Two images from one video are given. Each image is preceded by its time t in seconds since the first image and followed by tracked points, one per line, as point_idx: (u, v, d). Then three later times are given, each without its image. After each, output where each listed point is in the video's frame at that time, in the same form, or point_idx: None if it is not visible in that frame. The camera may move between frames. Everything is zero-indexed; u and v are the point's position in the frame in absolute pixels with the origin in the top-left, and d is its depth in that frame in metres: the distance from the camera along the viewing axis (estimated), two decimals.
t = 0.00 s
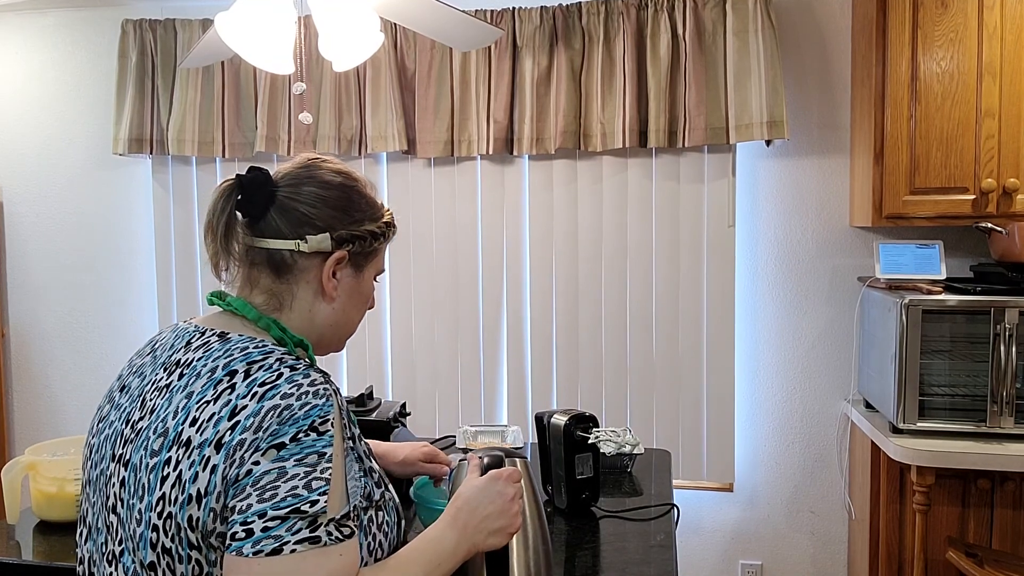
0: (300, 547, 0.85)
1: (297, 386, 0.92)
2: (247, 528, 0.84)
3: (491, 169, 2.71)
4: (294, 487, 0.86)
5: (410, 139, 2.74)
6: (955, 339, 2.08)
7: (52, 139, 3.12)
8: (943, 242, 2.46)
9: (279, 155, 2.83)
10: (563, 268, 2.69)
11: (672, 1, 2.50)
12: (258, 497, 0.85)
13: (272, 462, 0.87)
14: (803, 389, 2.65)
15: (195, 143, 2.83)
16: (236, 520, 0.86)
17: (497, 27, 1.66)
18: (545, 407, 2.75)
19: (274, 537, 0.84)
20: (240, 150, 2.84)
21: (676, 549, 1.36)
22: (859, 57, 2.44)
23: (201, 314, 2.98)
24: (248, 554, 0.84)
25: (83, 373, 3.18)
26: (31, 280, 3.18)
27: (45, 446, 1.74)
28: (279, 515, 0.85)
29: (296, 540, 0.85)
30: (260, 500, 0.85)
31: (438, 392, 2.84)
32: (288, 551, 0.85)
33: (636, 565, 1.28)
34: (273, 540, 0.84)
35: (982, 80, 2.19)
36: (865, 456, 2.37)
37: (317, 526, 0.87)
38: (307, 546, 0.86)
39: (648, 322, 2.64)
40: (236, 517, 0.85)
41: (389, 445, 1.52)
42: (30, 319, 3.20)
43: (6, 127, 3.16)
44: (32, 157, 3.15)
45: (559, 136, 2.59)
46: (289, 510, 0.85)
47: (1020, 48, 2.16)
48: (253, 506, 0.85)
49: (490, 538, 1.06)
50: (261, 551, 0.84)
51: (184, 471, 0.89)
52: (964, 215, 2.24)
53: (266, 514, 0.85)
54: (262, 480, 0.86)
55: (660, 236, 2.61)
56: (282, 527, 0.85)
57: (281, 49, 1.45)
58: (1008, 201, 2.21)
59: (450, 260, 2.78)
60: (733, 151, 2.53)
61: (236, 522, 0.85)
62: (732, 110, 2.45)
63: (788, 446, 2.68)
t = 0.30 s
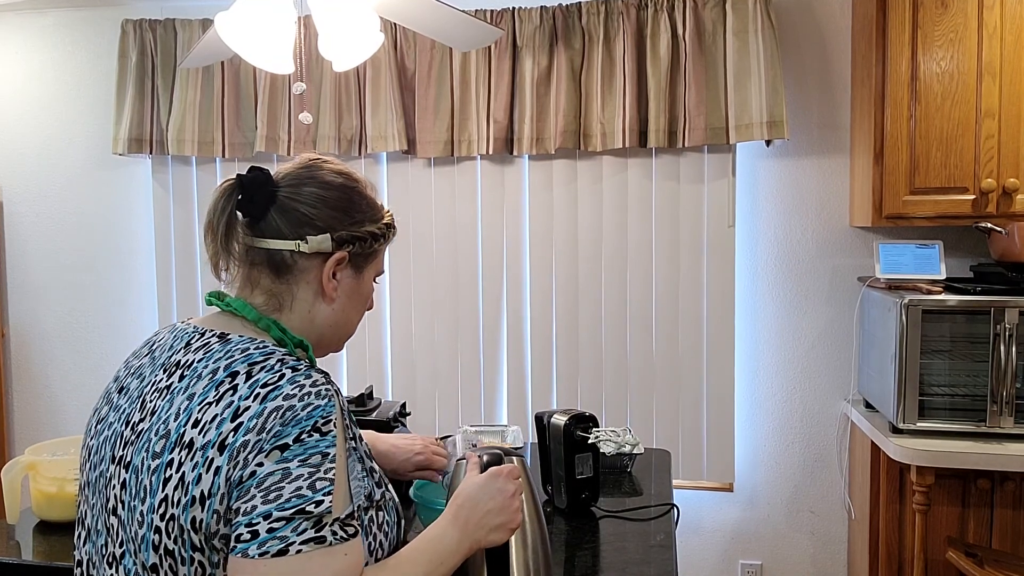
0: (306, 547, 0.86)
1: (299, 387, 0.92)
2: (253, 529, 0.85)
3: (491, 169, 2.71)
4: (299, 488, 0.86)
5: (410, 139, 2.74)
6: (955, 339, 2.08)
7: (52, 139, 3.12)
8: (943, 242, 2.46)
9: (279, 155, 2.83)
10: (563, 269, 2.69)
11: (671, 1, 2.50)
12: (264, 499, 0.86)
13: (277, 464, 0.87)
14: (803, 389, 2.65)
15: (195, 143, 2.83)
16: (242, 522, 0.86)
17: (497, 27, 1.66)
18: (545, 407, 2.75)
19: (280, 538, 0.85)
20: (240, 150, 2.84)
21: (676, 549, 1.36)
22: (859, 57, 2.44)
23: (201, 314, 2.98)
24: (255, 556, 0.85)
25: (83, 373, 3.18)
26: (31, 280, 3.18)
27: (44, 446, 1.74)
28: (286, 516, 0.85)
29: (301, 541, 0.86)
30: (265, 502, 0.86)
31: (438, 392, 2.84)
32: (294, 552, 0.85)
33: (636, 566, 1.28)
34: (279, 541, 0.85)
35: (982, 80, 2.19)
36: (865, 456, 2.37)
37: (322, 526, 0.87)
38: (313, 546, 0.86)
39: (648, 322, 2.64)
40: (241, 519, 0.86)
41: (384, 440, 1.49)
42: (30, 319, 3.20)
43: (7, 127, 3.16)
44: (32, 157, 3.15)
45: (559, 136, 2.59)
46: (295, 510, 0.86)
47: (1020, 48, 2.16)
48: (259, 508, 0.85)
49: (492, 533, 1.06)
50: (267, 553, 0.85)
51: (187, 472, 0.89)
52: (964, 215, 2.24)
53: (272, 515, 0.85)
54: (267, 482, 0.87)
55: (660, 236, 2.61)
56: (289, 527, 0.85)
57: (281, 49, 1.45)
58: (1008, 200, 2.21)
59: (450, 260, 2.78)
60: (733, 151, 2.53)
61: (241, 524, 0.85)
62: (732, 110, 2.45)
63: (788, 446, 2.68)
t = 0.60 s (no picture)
0: (322, 541, 0.87)
1: (301, 384, 0.92)
2: (267, 528, 0.86)
3: (491, 169, 2.71)
4: (309, 484, 0.87)
5: (410, 139, 2.74)
6: (955, 339, 2.08)
7: (52, 139, 3.12)
8: (943, 242, 2.46)
9: (279, 155, 2.83)
10: (563, 269, 2.69)
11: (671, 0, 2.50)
12: (275, 498, 0.86)
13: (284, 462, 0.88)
14: (803, 389, 2.65)
15: (195, 143, 2.83)
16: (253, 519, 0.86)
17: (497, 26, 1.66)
18: (545, 407, 2.75)
19: (296, 534, 0.86)
20: (240, 150, 2.83)
21: (675, 549, 1.36)
22: (859, 57, 2.44)
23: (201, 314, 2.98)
24: (273, 555, 0.85)
25: (82, 373, 3.18)
26: (31, 280, 3.18)
27: (44, 446, 1.74)
28: (298, 513, 0.86)
29: (317, 534, 0.87)
30: (278, 500, 0.86)
31: (438, 392, 2.84)
32: (312, 546, 0.86)
33: (636, 565, 1.28)
34: (296, 537, 0.86)
35: (982, 80, 2.19)
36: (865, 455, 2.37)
37: (336, 518, 0.88)
38: (328, 540, 0.87)
39: (648, 323, 2.64)
40: (254, 519, 0.86)
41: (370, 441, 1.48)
42: (30, 320, 3.20)
43: (6, 126, 3.16)
44: (32, 157, 3.14)
45: (559, 135, 2.58)
46: (307, 507, 0.87)
47: (1019, 48, 2.16)
48: (272, 507, 0.86)
49: (496, 511, 1.07)
50: (284, 550, 0.86)
51: (192, 472, 0.89)
52: (964, 215, 2.24)
53: (285, 513, 0.86)
54: (276, 480, 0.87)
55: (660, 236, 2.61)
56: (303, 523, 0.86)
57: (280, 48, 1.45)
58: (1007, 200, 2.21)
59: (450, 260, 2.78)
60: (733, 150, 2.53)
61: (255, 524, 0.86)
62: (731, 110, 2.45)
63: (788, 446, 2.68)
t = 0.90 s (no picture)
0: (351, 492, 0.86)
1: (301, 359, 0.93)
2: (291, 493, 0.86)
3: (491, 168, 2.71)
4: (326, 449, 0.87)
5: (410, 139, 2.74)
6: (954, 339, 2.08)
7: (52, 139, 3.12)
8: (943, 242, 2.46)
9: (278, 154, 2.83)
10: (563, 269, 2.69)
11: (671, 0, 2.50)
12: (298, 467, 0.86)
13: (293, 433, 0.88)
14: (803, 388, 2.65)
15: (195, 143, 2.83)
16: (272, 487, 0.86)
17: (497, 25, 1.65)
18: (545, 406, 2.75)
19: (323, 492, 0.85)
20: (240, 150, 2.83)
21: (675, 548, 1.36)
22: (859, 56, 2.43)
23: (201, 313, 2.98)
24: (307, 518, 0.85)
25: (83, 373, 3.18)
26: (31, 280, 3.18)
27: (44, 446, 1.74)
28: (319, 474, 0.86)
29: (344, 488, 0.86)
30: (299, 469, 0.86)
31: (438, 391, 2.84)
32: (342, 499, 0.86)
33: (636, 565, 1.28)
34: (325, 494, 0.85)
35: (982, 80, 2.19)
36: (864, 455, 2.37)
37: (358, 468, 0.88)
38: (356, 490, 0.86)
39: (648, 323, 2.64)
40: (279, 489, 0.86)
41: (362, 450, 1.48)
42: (30, 319, 3.20)
43: (6, 126, 3.16)
44: (32, 157, 3.14)
45: (559, 135, 2.58)
46: (328, 469, 0.86)
47: (1019, 48, 2.16)
48: (295, 477, 0.86)
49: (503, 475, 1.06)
50: (317, 510, 0.85)
51: (199, 450, 0.89)
52: (964, 215, 2.24)
53: (309, 478, 0.86)
54: (291, 448, 0.87)
55: (660, 235, 2.61)
56: (327, 479, 0.86)
57: (280, 47, 1.45)
58: (1007, 200, 2.21)
59: (450, 259, 2.78)
60: (733, 150, 2.53)
61: (281, 493, 0.86)
62: (731, 110, 2.45)
63: (788, 446, 2.68)
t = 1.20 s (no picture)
0: (364, 444, 0.91)
1: (296, 339, 0.99)
2: (308, 457, 0.90)
3: (491, 168, 2.71)
4: (336, 415, 0.92)
5: (410, 139, 2.74)
6: (954, 339, 2.07)
7: (52, 139, 3.12)
8: (943, 242, 2.46)
9: (278, 154, 2.83)
10: (563, 269, 2.69)
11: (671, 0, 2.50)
12: (310, 435, 0.91)
13: (298, 406, 0.93)
14: (803, 389, 2.65)
15: (195, 143, 2.83)
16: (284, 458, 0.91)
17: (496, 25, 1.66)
18: (545, 406, 2.75)
19: (338, 449, 0.91)
20: (240, 149, 2.83)
21: (675, 548, 1.36)
22: (859, 56, 2.43)
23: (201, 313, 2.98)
24: (327, 477, 0.90)
25: (83, 373, 3.18)
26: (31, 280, 3.18)
27: (44, 446, 1.74)
28: (329, 438, 0.91)
29: (357, 442, 0.91)
30: (312, 436, 0.91)
31: (438, 391, 2.84)
32: (357, 451, 0.91)
33: (636, 565, 1.28)
34: (340, 450, 0.91)
35: (982, 80, 2.19)
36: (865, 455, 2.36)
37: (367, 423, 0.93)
38: (370, 442, 0.92)
39: (648, 323, 2.64)
40: (295, 459, 0.91)
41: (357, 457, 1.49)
42: (30, 320, 3.20)
43: (6, 126, 3.16)
44: (32, 157, 3.14)
45: (559, 135, 2.58)
46: (340, 431, 0.91)
47: (1019, 48, 2.16)
48: (308, 444, 0.91)
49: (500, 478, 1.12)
50: (335, 467, 0.90)
51: (202, 433, 0.95)
52: (964, 215, 2.24)
53: (323, 442, 0.91)
54: (300, 418, 0.92)
55: (660, 235, 2.61)
56: (340, 437, 0.91)
57: (280, 48, 1.45)
58: (1007, 200, 2.21)
59: (450, 259, 2.78)
60: (733, 150, 2.53)
61: (298, 461, 0.91)
62: (731, 109, 2.45)
63: (788, 446, 2.68)
